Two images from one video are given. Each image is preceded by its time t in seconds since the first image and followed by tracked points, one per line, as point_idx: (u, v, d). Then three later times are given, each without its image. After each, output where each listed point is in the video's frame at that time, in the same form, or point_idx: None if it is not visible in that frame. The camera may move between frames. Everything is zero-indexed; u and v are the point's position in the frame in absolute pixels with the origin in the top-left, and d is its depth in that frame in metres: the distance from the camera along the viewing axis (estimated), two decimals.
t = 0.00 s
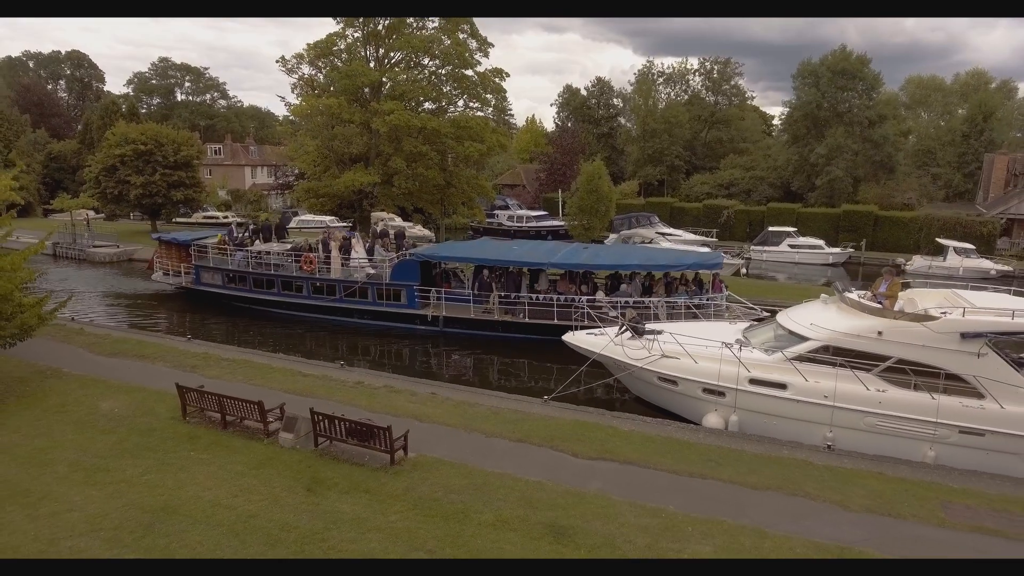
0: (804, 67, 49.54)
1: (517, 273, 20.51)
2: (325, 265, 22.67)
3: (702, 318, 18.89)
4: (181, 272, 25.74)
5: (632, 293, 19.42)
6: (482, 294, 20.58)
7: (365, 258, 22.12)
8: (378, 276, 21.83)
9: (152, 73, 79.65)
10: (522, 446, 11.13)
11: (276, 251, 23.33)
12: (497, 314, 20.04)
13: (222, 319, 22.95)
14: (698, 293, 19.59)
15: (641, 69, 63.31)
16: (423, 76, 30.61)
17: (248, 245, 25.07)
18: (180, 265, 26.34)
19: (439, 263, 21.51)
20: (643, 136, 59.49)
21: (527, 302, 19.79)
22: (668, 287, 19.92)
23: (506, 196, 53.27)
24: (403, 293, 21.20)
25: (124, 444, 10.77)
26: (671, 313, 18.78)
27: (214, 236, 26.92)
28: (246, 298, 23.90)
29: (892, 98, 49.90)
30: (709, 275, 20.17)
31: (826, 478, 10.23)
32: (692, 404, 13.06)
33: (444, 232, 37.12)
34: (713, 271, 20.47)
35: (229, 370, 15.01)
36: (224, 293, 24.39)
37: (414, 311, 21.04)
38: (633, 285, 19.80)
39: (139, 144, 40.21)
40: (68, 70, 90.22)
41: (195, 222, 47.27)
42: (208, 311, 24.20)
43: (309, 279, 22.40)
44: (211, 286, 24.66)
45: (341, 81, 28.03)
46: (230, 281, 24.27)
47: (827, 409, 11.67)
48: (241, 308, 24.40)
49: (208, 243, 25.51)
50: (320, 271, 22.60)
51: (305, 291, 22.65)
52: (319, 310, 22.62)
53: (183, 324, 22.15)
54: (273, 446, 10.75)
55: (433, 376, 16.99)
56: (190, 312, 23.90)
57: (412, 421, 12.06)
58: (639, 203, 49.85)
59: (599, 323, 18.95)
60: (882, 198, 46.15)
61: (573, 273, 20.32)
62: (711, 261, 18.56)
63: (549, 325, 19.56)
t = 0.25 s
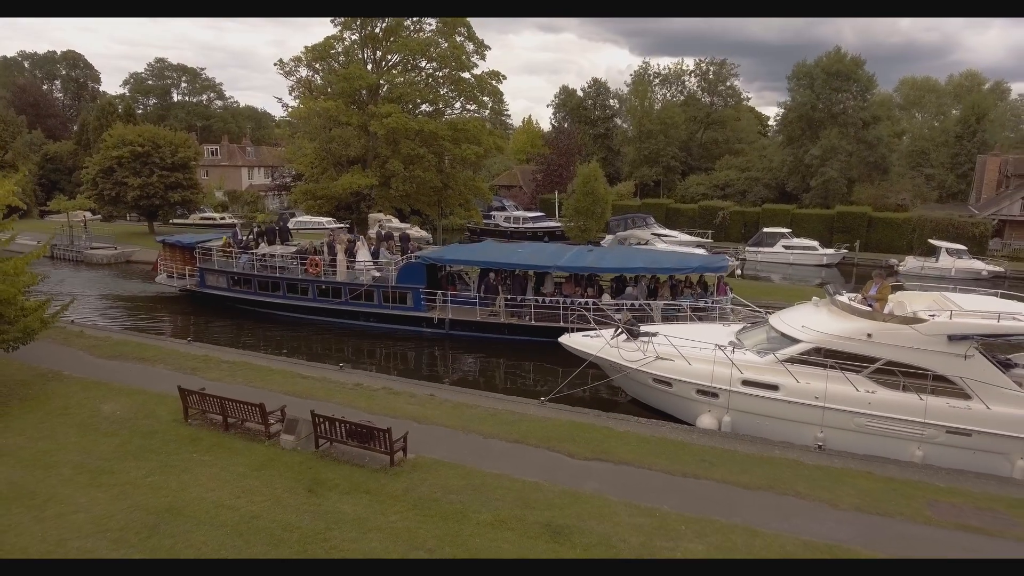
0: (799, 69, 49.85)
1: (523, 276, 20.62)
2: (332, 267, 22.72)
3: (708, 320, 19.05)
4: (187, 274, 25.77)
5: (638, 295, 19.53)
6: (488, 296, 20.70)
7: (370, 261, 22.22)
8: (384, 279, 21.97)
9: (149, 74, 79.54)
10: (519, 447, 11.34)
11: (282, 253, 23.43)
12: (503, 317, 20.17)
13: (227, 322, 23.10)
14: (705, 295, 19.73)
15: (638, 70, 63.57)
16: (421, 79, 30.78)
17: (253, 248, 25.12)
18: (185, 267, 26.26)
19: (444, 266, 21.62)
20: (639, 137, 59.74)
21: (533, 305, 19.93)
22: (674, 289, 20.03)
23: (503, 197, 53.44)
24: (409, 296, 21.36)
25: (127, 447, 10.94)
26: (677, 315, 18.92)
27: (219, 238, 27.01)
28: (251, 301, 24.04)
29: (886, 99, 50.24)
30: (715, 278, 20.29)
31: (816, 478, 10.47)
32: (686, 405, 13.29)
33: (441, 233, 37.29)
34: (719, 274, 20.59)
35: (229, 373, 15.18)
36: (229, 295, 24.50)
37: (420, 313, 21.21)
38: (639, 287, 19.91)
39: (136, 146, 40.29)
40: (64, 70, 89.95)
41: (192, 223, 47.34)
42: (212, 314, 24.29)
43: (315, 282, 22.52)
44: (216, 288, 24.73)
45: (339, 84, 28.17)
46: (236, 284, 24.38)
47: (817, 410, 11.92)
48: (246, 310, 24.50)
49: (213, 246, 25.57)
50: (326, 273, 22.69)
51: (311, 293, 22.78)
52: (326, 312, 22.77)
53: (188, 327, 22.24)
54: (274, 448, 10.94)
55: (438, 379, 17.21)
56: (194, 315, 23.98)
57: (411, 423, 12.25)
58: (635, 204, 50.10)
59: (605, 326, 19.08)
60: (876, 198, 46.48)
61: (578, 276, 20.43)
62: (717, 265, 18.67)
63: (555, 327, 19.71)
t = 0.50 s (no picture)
0: (789, 71, 50.33)
1: (525, 278, 20.77)
2: (333, 270, 22.86)
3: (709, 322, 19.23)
4: (186, 277, 25.64)
5: (639, 297, 19.70)
6: (490, 299, 20.85)
7: (371, 263, 22.37)
8: (385, 281, 22.12)
9: (139, 74, 79.12)
10: (512, 447, 11.54)
11: (283, 256, 23.50)
12: (505, 319, 20.31)
13: (226, 325, 23.16)
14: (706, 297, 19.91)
15: (630, 71, 63.94)
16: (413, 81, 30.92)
17: (253, 250, 25.11)
18: (184, 270, 26.00)
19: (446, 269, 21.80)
20: (631, 138, 60.09)
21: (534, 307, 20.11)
22: (675, 292, 20.21)
23: (496, 199, 53.64)
24: (410, 299, 21.53)
25: (125, 449, 11.06)
26: (679, 317, 19.10)
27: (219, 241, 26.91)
28: (251, 304, 24.08)
29: (875, 101, 50.79)
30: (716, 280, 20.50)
31: (801, 476, 10.74)
32: (676, 405, 13.55)
33: (435, 234, 37.43)
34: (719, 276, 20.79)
35: (225, 375, 15.30)
36: (229, 298, 24.52)
37: (422, 316, 21.36)
38: (640, 290, 20.10)
39: (128, 147, 40.22)
40: (53, 70, 89.26)
41: (184, 224, 47.23)
42: (211, 317, 24.30)
43: (316, 285, 22.62)
44: (216, 291, 24.73)
45: (332, 87, 28.26)
46: (236, 287, 24.42)
47: (803, 409, 12.20)
48: (246, 313, 24.51)
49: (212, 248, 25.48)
50: (327, 276, 22.82)
51: (312, 296, 22.87)
52: (327, 315, 22.85)
53: (187, 330, 22.25)
54: (270, 450, 11.10)
55: (438, 382, 17.39)
56: (193, 318, 23.97)
57: (406, 424, 12.43)
58: (627, 205, 50.43)
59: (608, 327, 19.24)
60: (865, 199, 47.02)
61: (580, 279, 20.62)
62: (717, 267, 18.88)
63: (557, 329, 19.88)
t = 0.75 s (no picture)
0: (775, 73, 50.91)
1: (524, 280, 20.93)
2: (331, 273, 22.96)
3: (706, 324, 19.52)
4: (183, 280, 25.25)
5: (638, 299, 19.96)
6: (490, 301, 21.00)
7: (369, 266, 22.48)
8: (384, 284, 22.22)
9: (126, 74, 78.45)
10: (503, 447, 11.75)
11: (280, 259, 23.51)
12: (505, 322, 20.46)
13: (222, 328, 23.12)
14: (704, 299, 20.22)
15: (618, 72, 64.39)
16: (403, 83, 31.05)
17: (251, 253, 25.26)
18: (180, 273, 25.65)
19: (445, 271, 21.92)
20: (620, 139, 60.48)
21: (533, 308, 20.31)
22: (672, 294, 20.50)
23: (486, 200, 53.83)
24: (409, 302, 21.61)
25: (119, 453, 11.15)
26: (677, 318, 19.38)
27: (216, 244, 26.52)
28: (248, 307, 24.04)
29: (860, 102, 51.48)
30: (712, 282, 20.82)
31: (785, 473, 11.02)
32: (663, 405, 13.81)
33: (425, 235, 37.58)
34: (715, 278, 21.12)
35: (217, 378, 15.37)
36: (226, 301, 24.44)
37: (422, 319, 21.45)
38: (639, 292, 20.34)
39: (116, 149, 40.02)
40: (37, 69, 88.25)
41: (172, 226, 46.99)
42: (206, 320, 24.25)
43: (315, 288, 22.66)
44: (213, 294, 24.63)
45: (323, 90, 28.31)
46: (232, 290, 24.32)
47: (787, 408, 12.50)
48: (242, 316, 24.48)
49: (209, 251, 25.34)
50: (325, 279, 22.88)
51: (310, 299, 22.89)
52: (325, 318, 22.89)
53: (183, 334, 22.22)
54: (264, 452, 11.23)
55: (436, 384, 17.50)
56: (188, 321, 23.92)
57: (399, 426, 12.59)
58: (616, 205, 50.80)
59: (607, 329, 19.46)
60: (850, 200, 47.67)
61: (579, 281, 20.81)
62: (714, 269, 19.20)
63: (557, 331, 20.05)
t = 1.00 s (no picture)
0: (756, 75, 51.63)
1: (518, 283, 21.11)
2: (324, 276, 22.92)
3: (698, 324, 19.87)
4: (172, 284, 25.28)
5: (631, 301, 20.25)
6: (484, 304, 21.14)
7: (362, 269, 22.49)
8: (377, 286, 22.25)
9: (105, 74, 77.33)
10: (489, 447, 11.95)
11: (272, 263, 23.52)
12: (500, 324, 20.62)
13: (212, 332, 23.07)
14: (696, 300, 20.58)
15: (602, 74, 64.85)
16: (388, 85, 31.07)
17: (242, 257, 25.29)
18: (169, 276, 25.63)
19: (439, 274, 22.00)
20: (604, 140, 60.91)
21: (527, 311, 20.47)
22: (665, 294, 20.82)
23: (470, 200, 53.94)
24: (404, 304, 21.67)
25: (105, 457, 11.17)
26: (670, 319, 19.70)
27: (205, 246, 26.54)
28: (239, 310, 23.97)
29: (838, 104, 52.37)
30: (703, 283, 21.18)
31: (763, 469, 11.34)
32: (646, 404, 14.12)
33: (411, 237, 37.63)
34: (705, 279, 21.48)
35: (203, 382, 15.38)
36: (217, 305, 24.34)
37: (416, 321, 21.53)
38: (632, 293, 20.62)
39: (97, 150, 39.58)
40: (13, 68, 86.66)
41: (154, 228, 46.54)
42: (196, 324, 24.14)
43: (307, 291, 22.64)
44: (204, 297, 24.54)
45: (307, 92, 28.27)
46: (224, 293, 24.23)
47: (765, 405, 12.85)
48: (234, 319, 24.39)
49: (199, 254, 25.42)
50: (318, 282, 22.86)
51: (303, 302, 22.87)
52: (318, 321, 22.89)
53: (173, 338, 22.11)
54: (252, 455, 11.32)
55: (427, 386, 17.64)
56: (177, 325, 23.79)
57: (386, 428, 12.74)
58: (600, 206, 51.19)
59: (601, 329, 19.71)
60: (830, 200, 48.50)
61: (573, 283, 20.99)
62: (706, 270, 19.56)
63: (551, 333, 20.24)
